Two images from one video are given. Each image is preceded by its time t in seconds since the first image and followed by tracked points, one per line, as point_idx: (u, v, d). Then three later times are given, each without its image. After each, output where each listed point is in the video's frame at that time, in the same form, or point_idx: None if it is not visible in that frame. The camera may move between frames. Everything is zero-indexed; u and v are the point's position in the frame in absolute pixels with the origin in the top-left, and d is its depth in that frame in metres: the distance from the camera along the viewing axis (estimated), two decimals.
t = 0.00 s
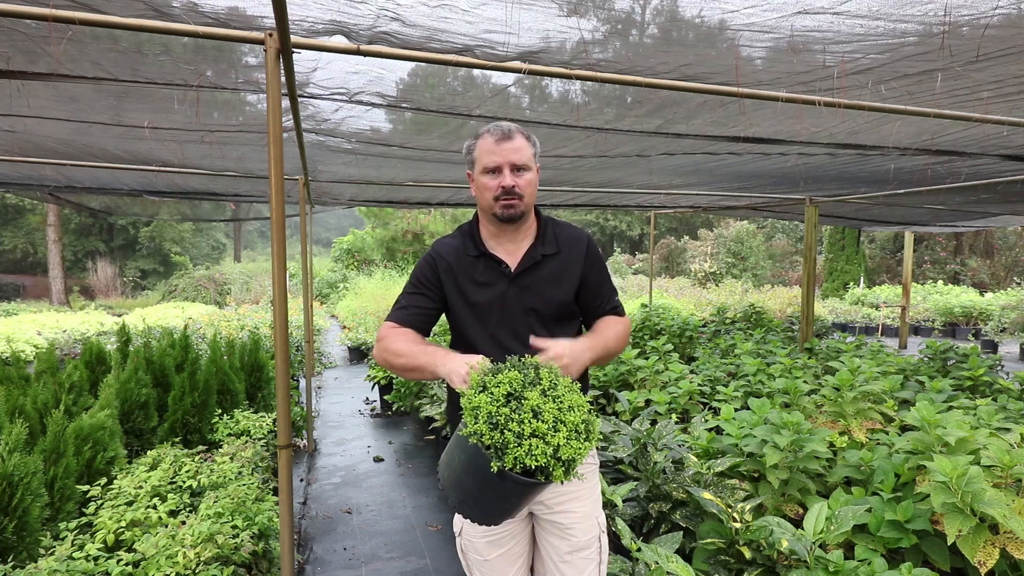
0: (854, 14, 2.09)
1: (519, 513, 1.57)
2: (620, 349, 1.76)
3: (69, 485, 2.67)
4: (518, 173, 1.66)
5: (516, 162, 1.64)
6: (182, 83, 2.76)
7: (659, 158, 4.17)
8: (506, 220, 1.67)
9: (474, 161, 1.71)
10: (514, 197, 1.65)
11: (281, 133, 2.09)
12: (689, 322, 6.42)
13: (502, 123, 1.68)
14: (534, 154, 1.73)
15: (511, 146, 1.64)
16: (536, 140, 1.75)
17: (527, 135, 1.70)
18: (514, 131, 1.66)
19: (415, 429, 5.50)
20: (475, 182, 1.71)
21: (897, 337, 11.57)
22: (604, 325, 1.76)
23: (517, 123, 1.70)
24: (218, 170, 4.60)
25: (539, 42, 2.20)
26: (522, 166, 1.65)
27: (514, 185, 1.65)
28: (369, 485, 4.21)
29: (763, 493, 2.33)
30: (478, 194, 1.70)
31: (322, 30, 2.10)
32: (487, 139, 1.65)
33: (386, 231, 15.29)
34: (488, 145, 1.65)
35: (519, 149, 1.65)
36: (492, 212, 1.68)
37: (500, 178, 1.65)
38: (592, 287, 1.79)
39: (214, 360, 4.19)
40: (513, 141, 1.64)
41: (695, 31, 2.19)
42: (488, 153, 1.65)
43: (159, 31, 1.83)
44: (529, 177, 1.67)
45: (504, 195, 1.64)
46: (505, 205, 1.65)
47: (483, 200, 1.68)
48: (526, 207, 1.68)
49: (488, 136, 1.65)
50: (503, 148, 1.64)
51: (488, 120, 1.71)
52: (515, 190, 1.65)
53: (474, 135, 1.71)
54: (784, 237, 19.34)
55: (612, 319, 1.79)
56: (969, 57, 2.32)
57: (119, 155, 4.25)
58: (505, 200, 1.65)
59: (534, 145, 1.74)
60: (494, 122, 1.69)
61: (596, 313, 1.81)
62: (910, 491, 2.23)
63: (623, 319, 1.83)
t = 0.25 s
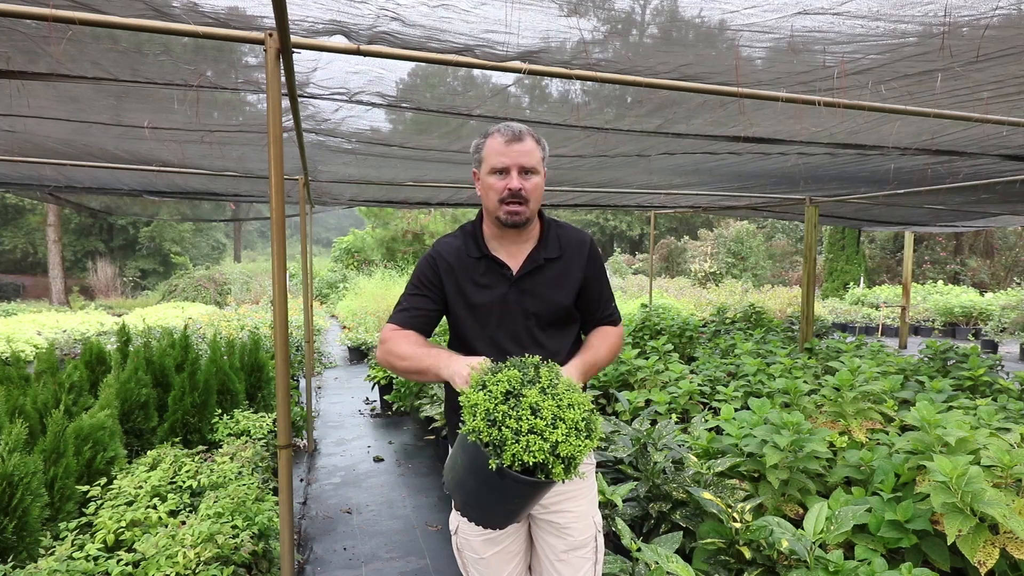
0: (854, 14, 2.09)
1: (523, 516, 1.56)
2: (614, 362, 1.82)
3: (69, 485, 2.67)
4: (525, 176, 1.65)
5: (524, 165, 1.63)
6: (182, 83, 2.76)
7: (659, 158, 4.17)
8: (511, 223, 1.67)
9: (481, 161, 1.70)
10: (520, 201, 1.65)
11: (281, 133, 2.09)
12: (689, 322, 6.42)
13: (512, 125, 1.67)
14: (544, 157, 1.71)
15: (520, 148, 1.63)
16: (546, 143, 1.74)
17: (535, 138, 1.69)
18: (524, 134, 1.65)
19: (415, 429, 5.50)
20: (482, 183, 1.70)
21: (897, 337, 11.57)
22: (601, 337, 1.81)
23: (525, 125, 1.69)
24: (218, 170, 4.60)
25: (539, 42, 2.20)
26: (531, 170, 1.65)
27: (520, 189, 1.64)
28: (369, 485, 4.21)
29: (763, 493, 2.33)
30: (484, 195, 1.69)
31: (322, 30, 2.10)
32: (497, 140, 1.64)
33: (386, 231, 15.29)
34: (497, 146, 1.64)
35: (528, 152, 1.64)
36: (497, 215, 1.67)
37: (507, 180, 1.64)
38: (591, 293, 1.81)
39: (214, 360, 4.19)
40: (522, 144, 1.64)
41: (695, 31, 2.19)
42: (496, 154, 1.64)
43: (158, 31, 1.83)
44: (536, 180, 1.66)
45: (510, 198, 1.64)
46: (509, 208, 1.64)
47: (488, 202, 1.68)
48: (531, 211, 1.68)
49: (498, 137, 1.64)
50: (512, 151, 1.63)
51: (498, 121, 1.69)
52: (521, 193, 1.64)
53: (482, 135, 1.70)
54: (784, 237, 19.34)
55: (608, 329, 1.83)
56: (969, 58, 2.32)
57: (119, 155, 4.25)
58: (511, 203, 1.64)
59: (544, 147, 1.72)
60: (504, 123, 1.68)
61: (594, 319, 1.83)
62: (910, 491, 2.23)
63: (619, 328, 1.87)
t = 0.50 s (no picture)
0: (854, 15, 2.09)
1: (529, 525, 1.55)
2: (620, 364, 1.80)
3: (69, 485, 2.67)
4: (524, 178, 1.65)
5: (524, 168, 1.63)
6: (182, 83, 2.76)
7: (659, 158, 4.17)
8: (510, 226, 1.66)
9: (480, 163, 1.69)
10: (519, 204, 1.64)
11: (281, 132, 2.09)
12: (689, 322, 6.42)
13: (512, 126, 1.66)
14: (543, 158, 1.71)
15: (520, 151, 1.63)
16: (546, 144, 1.73)
17: (535, 140, 1.68)
18: (524, 137, 1.65)
19: (415, 429, 5.50)
20: (481, 185, 1.70)
21: (897, 337, 11.57)
22: (604, 336, 1.79)
23: (524, 127, 1.68)
24: (218, 170, 4.60)
25: (539, 42, 2.20)
26: (530, 172, 1.65)
27: (519, 192, 1.64)
28: (369, 485, 4.21)
29: (764, 493, 2.33)
30: (483, 197, 1.69)
31: (322, 30, 2.10)
32: (496, 142, 1.64)
33: (386, 231, 15.29)
34: (497, 149, 1.63)
35: (528, 155, 1.64)
36: (496, 217, 1.67)
37: (506, 182, 1.64)
38: (592, 292, 1.80)
39: (214, 360, 4.19)
40: (521, 146, 1.63)
41: (695, 31, 2.18)
42: (496, 157, 1.64)
43: (159, 31, 1.83)
44: (535, 183, 1.66)
45: (509, 201, 1.64)
46: (509, 212, 1.64)
47: (488, 205, 1.68)
48: (530, 214, 1.67)
49: (499, 139, 1.64)
50: (512, 153, 1.63)
51: (497, 123, 1.69)
52: (521, 197, 1.64)
53: (481, 136, 1.70)
54: (783, 237, 19.34)
55: (611, 329, 1.81)
56: (969, 58, 2.32)
57: (119, 155, 4.25)
58: (510, 206, 1.64)
59: (543, 149, 1.72)
60: (503, 125, 1.67)
61: (596, 318, 1.82)
62: (910, 491, 2.23)
63: (622, 326, 1.84)
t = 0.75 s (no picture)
0: (854, 15, 2.09)
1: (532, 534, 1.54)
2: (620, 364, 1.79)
3: (69, 485, 2.67)
4: (523, 184, 1.62)
5: (521, 175, 1.60)
6: (182, 83, 2.76)
7: (659, 158, 4.17)
8: (508, 231, 1.65)
9: (478, 167, 1.66)
10: (518, 210, 1.62)
11: (281, 133, 2.09)
12: (689, 322, 6.42)
13: (509, 130, 1.61)
14: (542, 162, 1.67)
15: (519, 158, 1.59)
16: (544, 146, 1.69)
17: (533, 143, 1.64)
18: (522, 142, 1.60)
19: (415, 429, 5.50)
20: (479, 189, 1.67)
21: (897, 337, 11.58)
22: (605, 336, 1.78)
23: (523, 131, 1.64)
24: (218, 170, 4.60)
25: (539, 42, 2.20)
26: (528, 179, 1.62)
27: (518, 199, 1.62)
28: (369, 485, 4.21)
29: (763, 493, 2.33)
30: (481, 201, 1.67)
31: (322, 30, 2.10)
32: (493, 149, 1.60)
33: (386, 231, 15.29)
34: (494, 155, 1.60)
35: (527, 162, 1.60)
36: (494, 222, 1.65)
37: (505, 189, 1.62)
38: (592, 291, 1.79)
39: (214, 360, 4.19)
40: (520, 154, 1.59)
41: (695, 31, 2.18)
42: (493, 164, 1.60)
43: (159, 31, 1.83)
44: (534, 189, 1.63)
45: (508, 208, 1.62)
46: (508, 219, 1.63)
47: (486, 210, 1.66)
48: (530, 218, 1.66)
49: (496, 146, 1.59)
50: (510, 161, 1.59)
51: (495, 125, 1.64)
52: (519, 204, 1.62)
53: (479, 139, 1.66)
54: (784, 237, 19.34)
55: (612, 328, 1.80)
56: (969, 59, 2.32)
57: (119, 155, 4.25)
58: (508, 212, 1.62)
59: (542, 151, 1.68)
60: (501, 128, 1.63)
61: (595, 318, 1.81)
62: (910, 491, 2.23)
63: (622, 326, 1.83)
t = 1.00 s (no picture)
0: (854, 16, 2.09)
1: (549, 539, 1.51)
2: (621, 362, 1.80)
3: (69, 485, 2.67)
4: (521, 196, 1.60)
5: (519, 188, 1.58)
6: (182, 83, 2.76)
7: (659, 158, 4.17)
8: (507, 240, 1.65)
9: (475, 176, 1.63)
10: (516, 221, 1.61)
11: (281, 132, 2.09)
12: (689, 322, 6.42)
13: (507, 141, 1.57)
14: (540, 170, 1.63)
15: (515, 173, 1.56)
16: (543, 151, 1.65)
17: (530, 151, 1.60)
18: (519, 154, 1.55)
19: (415, 429, 5.50)
20: (477, 197, 1.65)
21: (897, 337, 11.58)
22: (605, 336, 1.79)
23: (520, 139, 1.59)
24: (218, 170, 4.60)
25: (539, 42, 2.20)
26: (526, 191, 1.59)
27: (517, 211, 1.60)
28: (369, 485, 4.21)
29: (763, 493, 2.33)
30: (479, 210, 1.65)
31: (322, 30, 2.10)
32: (491, 163, 1.56)
33: (386, 231, 15.30)
34: (492, 169, 1.56)
35: (524, 174, 1.57)
36: (493, 230, 1.65)
37: (503, 203, 1.60)
38: (592, 290, 1.79)
39: (214, 359, 4.19)
40: (518, 167, 1.55)
41: (695, 31, 2.18)
42: (491, 178, 1.57)
43: (159, 30, 1.83)
44: (533, 200, 1.61)
45: (507, 220, 1.61)
46: (506, 229, 1.62)
47: (485, 218, 1.65)
48: (529, 226, 1.65)
49: (493, 159, 1.55)
50: (508, 174, 1.56)
51: (492, 135, 1.59)
52: (518, 215, 1.61)
53: (476, 147, 1.62)
54: (784, 237, 19.34)
55: (612, 327, 1.80)
56: (969, 59, 2.32)
57: (119, 154, 4.25)
58: (507, 223, 1.61)
59: (540, 158, 1.63)
60: (498, 137, 1.58)
61: (596, 318, 1.81)
62: (910, 491, 2.23)
63: (623, 325, 1.83)
